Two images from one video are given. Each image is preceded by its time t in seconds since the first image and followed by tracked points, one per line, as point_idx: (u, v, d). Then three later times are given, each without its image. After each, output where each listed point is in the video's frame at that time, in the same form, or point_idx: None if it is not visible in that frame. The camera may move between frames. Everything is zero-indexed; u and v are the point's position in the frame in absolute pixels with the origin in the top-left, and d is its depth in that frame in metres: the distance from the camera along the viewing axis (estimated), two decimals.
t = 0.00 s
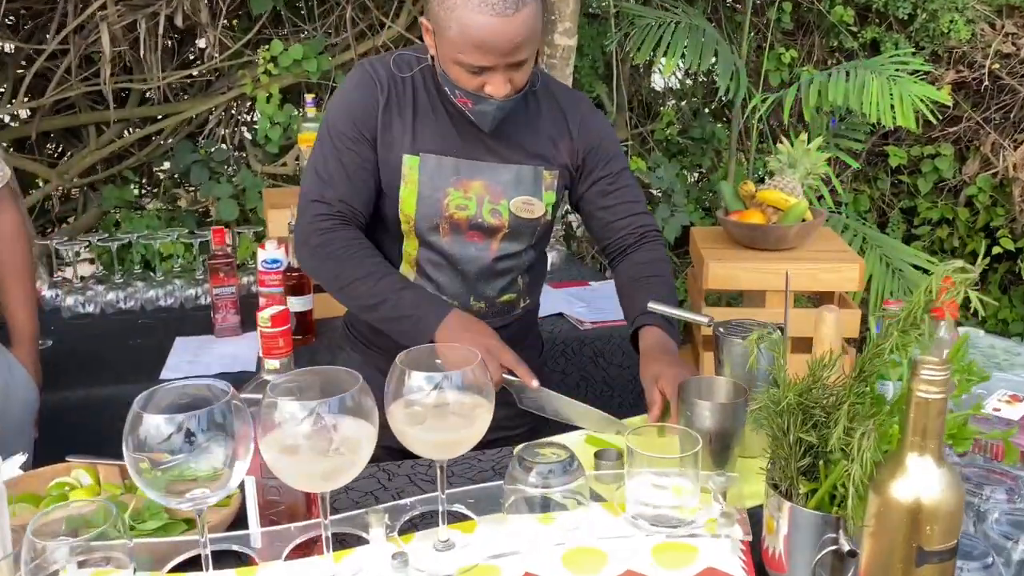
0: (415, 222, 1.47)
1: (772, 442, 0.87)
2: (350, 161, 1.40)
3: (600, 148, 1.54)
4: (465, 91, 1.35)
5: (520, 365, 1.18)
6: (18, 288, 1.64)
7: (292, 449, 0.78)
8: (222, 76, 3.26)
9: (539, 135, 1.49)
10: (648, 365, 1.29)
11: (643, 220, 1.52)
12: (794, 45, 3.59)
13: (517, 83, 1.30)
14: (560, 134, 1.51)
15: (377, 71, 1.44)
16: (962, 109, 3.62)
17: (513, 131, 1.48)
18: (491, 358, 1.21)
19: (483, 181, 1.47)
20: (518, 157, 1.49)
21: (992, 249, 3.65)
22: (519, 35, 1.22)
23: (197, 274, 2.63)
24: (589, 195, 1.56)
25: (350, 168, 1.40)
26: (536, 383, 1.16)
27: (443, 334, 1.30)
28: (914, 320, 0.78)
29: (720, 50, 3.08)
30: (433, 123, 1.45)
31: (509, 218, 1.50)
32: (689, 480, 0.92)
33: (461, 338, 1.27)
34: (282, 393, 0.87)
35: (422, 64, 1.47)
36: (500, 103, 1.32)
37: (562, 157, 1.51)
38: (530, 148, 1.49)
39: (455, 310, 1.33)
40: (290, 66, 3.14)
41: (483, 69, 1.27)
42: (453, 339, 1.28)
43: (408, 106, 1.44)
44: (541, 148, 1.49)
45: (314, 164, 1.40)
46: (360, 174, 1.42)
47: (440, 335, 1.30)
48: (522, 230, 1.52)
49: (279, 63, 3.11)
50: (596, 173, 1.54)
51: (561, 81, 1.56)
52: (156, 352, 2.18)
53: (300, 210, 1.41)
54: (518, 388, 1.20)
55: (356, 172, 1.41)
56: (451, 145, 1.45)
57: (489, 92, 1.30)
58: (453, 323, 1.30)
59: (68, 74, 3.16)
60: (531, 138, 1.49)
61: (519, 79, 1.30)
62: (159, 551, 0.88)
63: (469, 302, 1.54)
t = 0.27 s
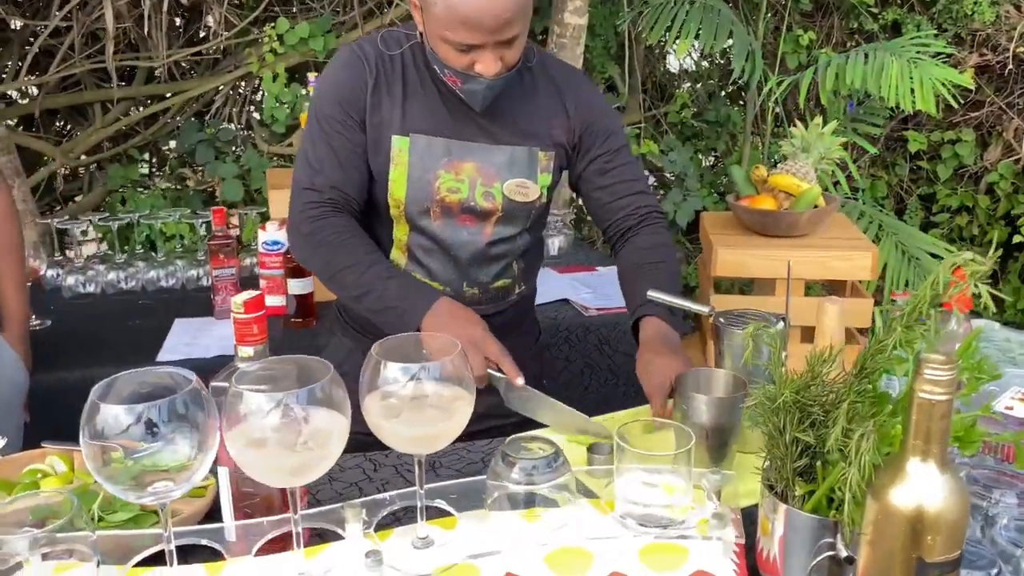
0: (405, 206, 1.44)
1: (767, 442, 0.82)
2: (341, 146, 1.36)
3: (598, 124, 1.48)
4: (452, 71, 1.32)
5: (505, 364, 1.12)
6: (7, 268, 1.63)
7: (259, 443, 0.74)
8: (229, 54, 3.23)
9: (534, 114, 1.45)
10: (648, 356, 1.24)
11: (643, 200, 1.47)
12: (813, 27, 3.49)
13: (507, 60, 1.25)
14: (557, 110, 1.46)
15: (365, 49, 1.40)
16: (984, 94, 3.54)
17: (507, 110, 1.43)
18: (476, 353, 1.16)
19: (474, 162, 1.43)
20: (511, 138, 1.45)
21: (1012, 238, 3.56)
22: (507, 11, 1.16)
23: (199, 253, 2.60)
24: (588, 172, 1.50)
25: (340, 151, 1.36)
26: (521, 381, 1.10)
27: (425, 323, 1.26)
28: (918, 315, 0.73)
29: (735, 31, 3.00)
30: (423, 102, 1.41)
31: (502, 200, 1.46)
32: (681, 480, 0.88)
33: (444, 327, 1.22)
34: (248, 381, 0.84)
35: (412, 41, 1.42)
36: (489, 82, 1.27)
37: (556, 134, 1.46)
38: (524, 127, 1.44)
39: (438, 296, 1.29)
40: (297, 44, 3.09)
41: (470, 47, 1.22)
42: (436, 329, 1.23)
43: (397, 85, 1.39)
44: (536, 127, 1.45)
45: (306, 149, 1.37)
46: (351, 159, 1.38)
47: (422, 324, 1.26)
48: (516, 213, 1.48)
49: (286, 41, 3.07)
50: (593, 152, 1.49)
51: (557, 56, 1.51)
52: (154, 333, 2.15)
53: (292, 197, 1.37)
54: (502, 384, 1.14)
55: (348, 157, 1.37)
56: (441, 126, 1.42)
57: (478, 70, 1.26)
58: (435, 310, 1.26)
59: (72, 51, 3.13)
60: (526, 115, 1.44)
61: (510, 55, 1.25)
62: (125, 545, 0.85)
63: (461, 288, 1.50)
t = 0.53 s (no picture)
0: (394, 181, 1.39)
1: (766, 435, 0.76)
2: (328, 119, 1.31)
3: (598, 93, 1.42)
4: (444, 40, 1.28)
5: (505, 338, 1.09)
6: None
7: (218, 426, 0.69)
8: (240, 27, 3.18)
9: (531, 84, 1.40)
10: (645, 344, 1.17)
11: (649, 172, 1.40)
12: (839, 3, 3.38)
13: (502, 30, 1.19)
14: (555, 81, 1.41)
15: (350, 16, 1.34)
16: (1016, 74, 3.42)
17: (501, 80, 1.38)
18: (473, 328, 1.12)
19: (468, 135, 1.38)
20: (507, 110, 1.40)
21: None
22: None
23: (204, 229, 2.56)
24: (592, 145, 1.44)
25: (328, 124, 1.31)
26: (524, 356, 1.07)
27: (420, 299, 1.20)
28: (934, 299, 0.66)
29: (757, 6, 2.91)
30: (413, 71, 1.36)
31: (496, 175, 1.41)
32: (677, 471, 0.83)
33: (440, 304, 1.17)
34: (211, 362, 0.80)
35: (400, 7, 1.37)
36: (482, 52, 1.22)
37: (556, 107, 1.42)
38: (520, 98, 1.39)
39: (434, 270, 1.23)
40: (307, 17, 3.03)
41: (463, 16, 1.17)
42: (433, 305, 1.17)
43: (385, 53, 1.34)
44: (532, 97, 1.40)
45: (291, 123, 1.31)
46: (338, 133, 1.33)
47: (418, 300, 1.20)
48: (512, 188, 1.43)
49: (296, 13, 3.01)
50: (595, 123, 1.43)
51: (551, 23, 1.45)
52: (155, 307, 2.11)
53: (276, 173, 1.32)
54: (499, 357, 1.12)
55: (335, 131, 1.32)
56: (433, 96, 1.37)
57: (471, 40, 1.21)
58: (432, 285, 1.20)
59: (82, 23, 3.09)
60: (523, 85, 1.39)
61: (504, 25, 1.19)
62: (89, 530, 0.81)
63: (459, 267, 1.45)
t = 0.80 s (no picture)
0: (385, 153, 1.33)
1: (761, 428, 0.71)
2: (314, 81, 1.25)
3: (599, 65, 1.35)
4: (439, 10, 1.25)
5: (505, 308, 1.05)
6: None
7: (166, 411, 0.64)
8: None
9: (532, 57, 1.34)
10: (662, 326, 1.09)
11: (652, 145, 1.33)
12: None
13: None
14: (554, 52, 1.34)
15: None
16: None
17: (499, 52, 1.32)
18: (471, 295, 1.06)
19: (463, 109, 1.33)
20: (504, 82, 1.34)
21: None
22: None
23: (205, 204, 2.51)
24: (593, 117, 1.37)
25: (314, 87, 1.25)
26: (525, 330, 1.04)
27: (413, 268, 1.11)
28: (948, 284, 0.60)
29: None
30: (405, 40, 1.30)
31: (492, 150, 1.35)
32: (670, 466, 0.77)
33: (433, 275, 1.09)
34: (166, 337, 0.74)
35: None
36: (478, 23, 1.24)
37: (554, 81, 1.36)
38: (518, 71, 1.33)
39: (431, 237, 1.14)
40: None
41: None
42: (426, 276, 1.10)
43: (377, 19, 1.28)
44: (532, 71, 1.34)
45: (275, 82, 1.24)
46: (324, 94, 1.26)
47: (410, 269, 1.12)
48: (509, 164, 1.37)
49: None
50: (596, 94, 1.37)
51: None
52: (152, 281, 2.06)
53: (254, 133, 1.24)
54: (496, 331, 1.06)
55: (321, 91, 1.26)
56: (427, 66, 1.31)
57: (466, 10, 1.23)
58: (426, 255, 1.11)
59: None
60: (522, 58, 1.33)
61: None
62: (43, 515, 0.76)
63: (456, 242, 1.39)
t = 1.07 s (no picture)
0: (387, 119, 1.26)
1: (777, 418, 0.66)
2: (324, 26, 1.16)
3: (611, 36, 1.30)
4: None
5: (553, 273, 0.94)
6: None
7: (135, 394, 0.59)
8: None
9: (540, 25, 1.29)
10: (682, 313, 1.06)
11: (664, 121, 1.28)
12: None
13: None
14: (565, 22, 1.29)
15: None
16: None
17: (508, 18, 1.27)
18: (517, 256, 0.95)
19: (469, 78, 1.27)
20: (512, 50, 1.28)
21: None
22: None
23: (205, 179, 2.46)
24: (602, 91, 1.32)
25: (326, 31, 1.16)
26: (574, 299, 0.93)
27: (452, 226, 0.99)
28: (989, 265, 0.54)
29: None
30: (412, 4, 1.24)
31: (498, 122, 1.29)
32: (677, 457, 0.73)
33: (476, 234, 0.97)
34: (139, 314, 0.69)
35: None
36: None
37: (566, 54, 1.31)
38: (526, 39, 1.28)
39: (471, 193, 1.02)
40: None
41: None
42: (468, 235, 0.97)
43: None
44: (540, 39, 1.29)
45: (283, 29, 1.15)
46: (336, 39, 1.17)
47: (449, 227, 1.00)
48: (513, 139, 1.31)
49: None
50: (607, 67, 1.31)
51: None
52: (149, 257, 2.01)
53: (265, 83, 1.13)
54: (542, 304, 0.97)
55: (333, 34, 1.17)
56: (433, 32, 1.25)
57: None
58: (466, 212, 0.99)
59: None
60: (531, 25, 1.28)
61: None
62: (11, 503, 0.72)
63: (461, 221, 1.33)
